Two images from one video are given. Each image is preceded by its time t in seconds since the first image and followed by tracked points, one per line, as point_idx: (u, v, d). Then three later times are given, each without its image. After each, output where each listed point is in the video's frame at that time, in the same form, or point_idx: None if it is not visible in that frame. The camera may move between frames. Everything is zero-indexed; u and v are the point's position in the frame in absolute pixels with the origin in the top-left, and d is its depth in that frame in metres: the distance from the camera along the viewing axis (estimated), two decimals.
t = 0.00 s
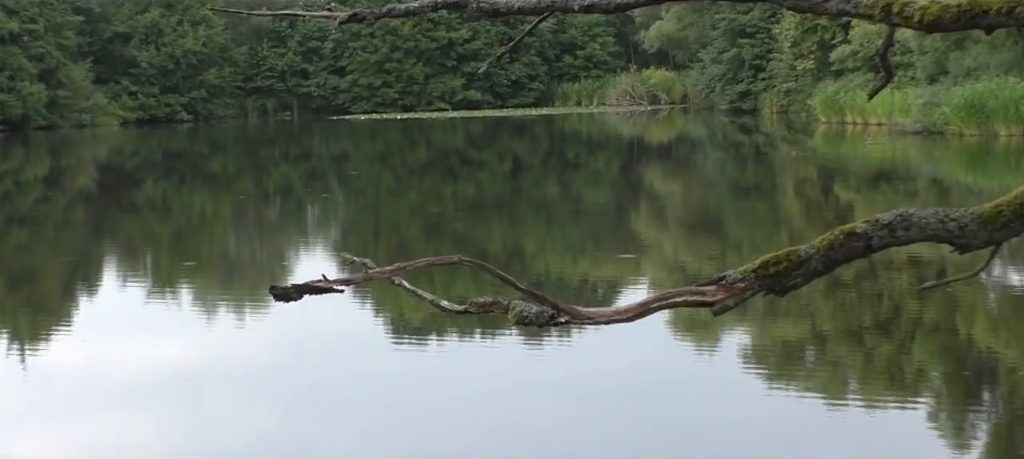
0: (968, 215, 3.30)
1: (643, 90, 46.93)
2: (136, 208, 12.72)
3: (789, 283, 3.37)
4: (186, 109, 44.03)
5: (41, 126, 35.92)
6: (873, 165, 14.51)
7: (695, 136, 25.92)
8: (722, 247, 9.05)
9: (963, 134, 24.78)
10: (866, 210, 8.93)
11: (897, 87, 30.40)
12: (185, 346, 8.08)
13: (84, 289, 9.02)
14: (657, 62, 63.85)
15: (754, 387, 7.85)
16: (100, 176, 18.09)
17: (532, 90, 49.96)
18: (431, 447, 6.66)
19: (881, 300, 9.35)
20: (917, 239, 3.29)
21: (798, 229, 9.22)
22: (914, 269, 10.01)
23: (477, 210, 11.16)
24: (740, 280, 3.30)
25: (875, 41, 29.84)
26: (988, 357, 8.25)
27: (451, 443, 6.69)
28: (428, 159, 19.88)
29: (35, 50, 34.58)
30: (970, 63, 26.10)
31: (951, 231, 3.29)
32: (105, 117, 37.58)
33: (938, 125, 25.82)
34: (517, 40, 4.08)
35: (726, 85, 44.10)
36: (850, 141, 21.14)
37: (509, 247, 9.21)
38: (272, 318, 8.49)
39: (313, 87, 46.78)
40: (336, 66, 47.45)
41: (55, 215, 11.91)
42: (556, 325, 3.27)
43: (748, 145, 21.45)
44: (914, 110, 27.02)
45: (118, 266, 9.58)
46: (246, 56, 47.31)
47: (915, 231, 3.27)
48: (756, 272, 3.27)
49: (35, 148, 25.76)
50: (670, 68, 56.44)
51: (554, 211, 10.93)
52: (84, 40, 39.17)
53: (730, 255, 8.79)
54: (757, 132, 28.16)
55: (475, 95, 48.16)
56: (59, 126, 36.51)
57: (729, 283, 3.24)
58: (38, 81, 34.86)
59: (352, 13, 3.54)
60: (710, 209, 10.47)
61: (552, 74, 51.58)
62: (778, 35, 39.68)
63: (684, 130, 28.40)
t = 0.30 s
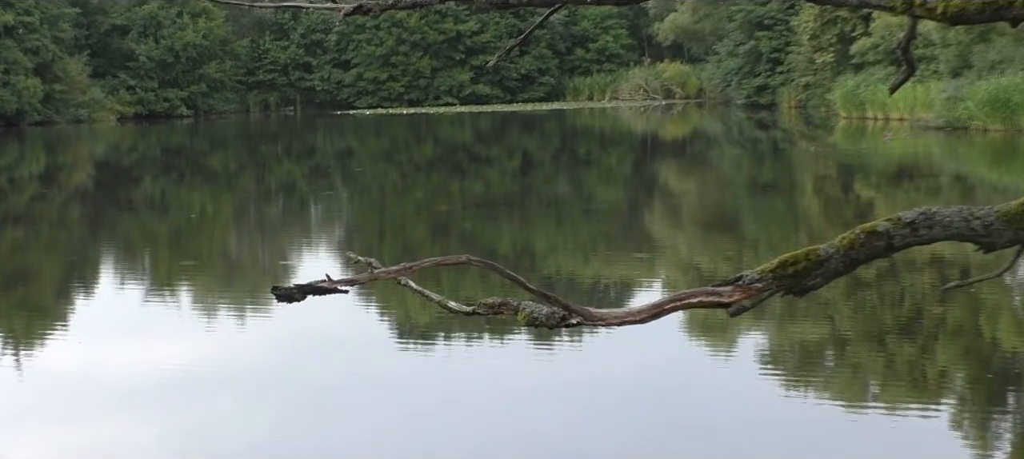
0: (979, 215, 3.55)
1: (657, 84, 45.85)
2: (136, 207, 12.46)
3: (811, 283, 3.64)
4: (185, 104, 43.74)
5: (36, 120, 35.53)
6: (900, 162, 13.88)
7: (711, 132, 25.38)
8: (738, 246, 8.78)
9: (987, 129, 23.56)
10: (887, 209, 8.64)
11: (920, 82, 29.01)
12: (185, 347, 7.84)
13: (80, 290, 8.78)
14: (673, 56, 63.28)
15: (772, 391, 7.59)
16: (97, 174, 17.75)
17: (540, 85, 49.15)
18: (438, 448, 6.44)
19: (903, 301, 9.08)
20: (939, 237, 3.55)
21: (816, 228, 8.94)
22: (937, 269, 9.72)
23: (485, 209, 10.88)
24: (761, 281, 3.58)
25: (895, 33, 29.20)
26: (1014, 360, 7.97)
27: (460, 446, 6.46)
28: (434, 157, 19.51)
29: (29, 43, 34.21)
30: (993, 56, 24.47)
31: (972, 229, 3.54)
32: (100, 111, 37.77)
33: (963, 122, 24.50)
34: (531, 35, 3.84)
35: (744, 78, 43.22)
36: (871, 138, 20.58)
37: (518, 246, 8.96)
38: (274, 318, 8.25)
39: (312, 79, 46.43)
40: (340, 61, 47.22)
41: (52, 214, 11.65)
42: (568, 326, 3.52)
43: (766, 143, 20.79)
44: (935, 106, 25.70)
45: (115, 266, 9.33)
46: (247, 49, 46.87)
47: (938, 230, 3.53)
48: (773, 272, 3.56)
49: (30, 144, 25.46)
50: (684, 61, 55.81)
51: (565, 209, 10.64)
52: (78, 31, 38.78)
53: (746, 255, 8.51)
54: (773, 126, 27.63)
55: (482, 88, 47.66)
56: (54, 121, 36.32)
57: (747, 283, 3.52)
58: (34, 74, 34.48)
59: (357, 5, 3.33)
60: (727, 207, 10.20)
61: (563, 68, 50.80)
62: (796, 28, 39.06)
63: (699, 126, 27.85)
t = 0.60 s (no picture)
0: (989, 208, 3.79)
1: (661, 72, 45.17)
2: (121, 199, 12.16)
3: (820, 278, 3.91)
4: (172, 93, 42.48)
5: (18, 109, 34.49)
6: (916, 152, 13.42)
7: (716, 122, 24.89)
8: (744, 240, 8.48)
9: (1003, 118, 22.91)
10: (900, 201, 8.34)
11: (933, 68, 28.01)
12: (171, 346, 7.55)
13: (63, 285, 8.47)
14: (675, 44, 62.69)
15: (781, 390, 7.31)
16: (81, 164, 17.35)
17: (541, 73, 48.44)
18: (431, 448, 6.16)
19: (916, 297, 8.78)
20: (952, 230, 3.80)
21: (826, 221, 8.64)
22: (950, 264, 9.42)
23: (483, 202, 10.56)
24: (770, 277, 3.85)
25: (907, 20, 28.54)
26: None
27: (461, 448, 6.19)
28: (431, 147, 19.11)
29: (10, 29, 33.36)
30: (1009, 44, 23.72)
31: (988, 221, 3.78)
32: (84, 99, 36.52)
33: (977, 110, 23.93)
34: (529, 13, 3.59)
35: (751, 66, 42.37)
36: (880, 128, 20.04)
37: (517, 240, 8.68)
38: (263, 314, 7.96)
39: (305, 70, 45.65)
40: (333, 48, 46.49)
41: (31, 207, 11.33)
42: (571, 320, 3.81)
43: (774, 132, 20.25)
44: (949, 96, 25.16)
45: (100, 261, 9.03)
46: (236, 35, 46.00)
47: (949, 222, 3.78)
48: (784, 266, 3.84)
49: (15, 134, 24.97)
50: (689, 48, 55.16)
51: (566, 203, 10.32)
52: (62, 17, 38.01)
53: (752, 250, 8.21)
54: (780, 115, 27.04)
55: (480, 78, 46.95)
56: (37, 110, 35.10)
57: (756, 277, 3.79)
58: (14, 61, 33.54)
59: None
60: (733, 199, 9.90)
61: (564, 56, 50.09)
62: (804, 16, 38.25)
63: (705, 115, 27.31)
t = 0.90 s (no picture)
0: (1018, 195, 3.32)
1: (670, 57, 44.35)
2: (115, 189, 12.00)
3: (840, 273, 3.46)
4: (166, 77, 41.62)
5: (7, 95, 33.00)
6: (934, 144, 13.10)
7: (727, 109, 24.45)
8: (757, 231, 8.24)
9: None
10: (919, 192, 8.07)
11: (953, 54, 27.03)
12: (165, 339, 7.32)
13: (53, 277, 8.22)
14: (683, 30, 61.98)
15: (795, 386, 7.07)
16: (74, 153, 17.03)
17: (547, 58, 47.52)
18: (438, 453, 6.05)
19: (934, 290, 8.51)
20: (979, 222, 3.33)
21: (842, 213, 8.39)
22: (968, 256, 9.16)
23: (487, 192, 10.31)
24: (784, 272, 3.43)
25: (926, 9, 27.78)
26: None
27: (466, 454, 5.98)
28: (434, 136, 18.76)
29: None
30: None
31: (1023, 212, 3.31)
32: (77, 85, 35.27)
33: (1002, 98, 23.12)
34: None
35: (765, 52, 41.38)
36: (897, 115, 19.56)
37: (522, 231, 8.44)
38: (261, 306, 7.74)
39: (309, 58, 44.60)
40: (334, 32, 45.45)
41: (21, 198, 11.07)
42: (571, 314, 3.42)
43: (789, 122, 19.67)
44: (970, 82, 24.36)
45: (92, 252, 8.79)
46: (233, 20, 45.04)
47: (973, 212, 3.32)
48: (798, 258, 3.42)
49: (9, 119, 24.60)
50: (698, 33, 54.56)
51: (574, 194, 10.07)
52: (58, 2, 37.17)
53: (766, 242, 7.96)
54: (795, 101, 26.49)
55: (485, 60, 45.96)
56: (27, 96, 33.61)
57: (769, 270, 3.40)
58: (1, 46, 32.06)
59: None
60: (745, 190, 9.66)
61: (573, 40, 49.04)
62: None
63: (716, 102, 26.73)
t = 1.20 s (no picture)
0: None
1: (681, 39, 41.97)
2: (106, 174, 11.85)
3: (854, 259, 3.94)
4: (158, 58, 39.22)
5: None
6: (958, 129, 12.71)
7: (739, 92, 23.91)
8: (770, 221, 7.99)
9: None
10: (939, 180, 7.79)
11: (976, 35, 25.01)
12: (157, 329, 7.07)
13: (42, 265, 7.99)
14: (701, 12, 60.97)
15: (810, 378, 6.82)
16: (61, 136, 16.64)
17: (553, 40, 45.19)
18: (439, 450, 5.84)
19: (955, 281, 8.23)
20: (994, 208, 3.79)
21: (858, 201, 8.14)
22: (990, 246, 8.88)
23: (492, 183, 10.04)
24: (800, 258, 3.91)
25: None
26: None
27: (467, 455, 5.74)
28: (437, 119, 18.40)
29: None
30: None
31: None
32: (67, 67, 33.04)
33: None
34: None
35: (781, 33, 38.09)
36: (915, 100, 18.89)
37: (528, 221, 8.22)
38: (256, 295, 7.50)
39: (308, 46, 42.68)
40: (332, 11, 42.55)
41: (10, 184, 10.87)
42: (583, 304, 3.93)
43: (804, 106, 19.20)
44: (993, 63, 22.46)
45: (82, 240, 8.55)
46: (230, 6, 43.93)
47: (992, 202, 3.77)
48: (815, 248, 3.89)
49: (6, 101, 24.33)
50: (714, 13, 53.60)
51: (581, 185, 9.84)
52: None
53: (779, 230, 7.71)
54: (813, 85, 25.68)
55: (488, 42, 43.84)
56: (15, 79, 31.54)
57: (783, 259, 3.89)
58: None
59: None
60: (760, 181, 9.42)
61: (579, 21, 46.58)
62: None
63: (729, 86, 25.84)
